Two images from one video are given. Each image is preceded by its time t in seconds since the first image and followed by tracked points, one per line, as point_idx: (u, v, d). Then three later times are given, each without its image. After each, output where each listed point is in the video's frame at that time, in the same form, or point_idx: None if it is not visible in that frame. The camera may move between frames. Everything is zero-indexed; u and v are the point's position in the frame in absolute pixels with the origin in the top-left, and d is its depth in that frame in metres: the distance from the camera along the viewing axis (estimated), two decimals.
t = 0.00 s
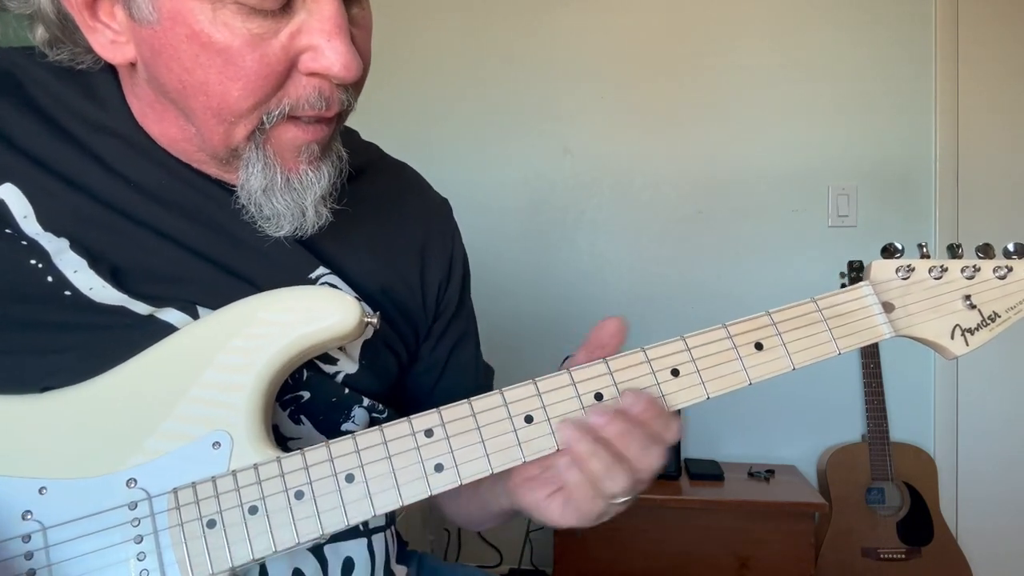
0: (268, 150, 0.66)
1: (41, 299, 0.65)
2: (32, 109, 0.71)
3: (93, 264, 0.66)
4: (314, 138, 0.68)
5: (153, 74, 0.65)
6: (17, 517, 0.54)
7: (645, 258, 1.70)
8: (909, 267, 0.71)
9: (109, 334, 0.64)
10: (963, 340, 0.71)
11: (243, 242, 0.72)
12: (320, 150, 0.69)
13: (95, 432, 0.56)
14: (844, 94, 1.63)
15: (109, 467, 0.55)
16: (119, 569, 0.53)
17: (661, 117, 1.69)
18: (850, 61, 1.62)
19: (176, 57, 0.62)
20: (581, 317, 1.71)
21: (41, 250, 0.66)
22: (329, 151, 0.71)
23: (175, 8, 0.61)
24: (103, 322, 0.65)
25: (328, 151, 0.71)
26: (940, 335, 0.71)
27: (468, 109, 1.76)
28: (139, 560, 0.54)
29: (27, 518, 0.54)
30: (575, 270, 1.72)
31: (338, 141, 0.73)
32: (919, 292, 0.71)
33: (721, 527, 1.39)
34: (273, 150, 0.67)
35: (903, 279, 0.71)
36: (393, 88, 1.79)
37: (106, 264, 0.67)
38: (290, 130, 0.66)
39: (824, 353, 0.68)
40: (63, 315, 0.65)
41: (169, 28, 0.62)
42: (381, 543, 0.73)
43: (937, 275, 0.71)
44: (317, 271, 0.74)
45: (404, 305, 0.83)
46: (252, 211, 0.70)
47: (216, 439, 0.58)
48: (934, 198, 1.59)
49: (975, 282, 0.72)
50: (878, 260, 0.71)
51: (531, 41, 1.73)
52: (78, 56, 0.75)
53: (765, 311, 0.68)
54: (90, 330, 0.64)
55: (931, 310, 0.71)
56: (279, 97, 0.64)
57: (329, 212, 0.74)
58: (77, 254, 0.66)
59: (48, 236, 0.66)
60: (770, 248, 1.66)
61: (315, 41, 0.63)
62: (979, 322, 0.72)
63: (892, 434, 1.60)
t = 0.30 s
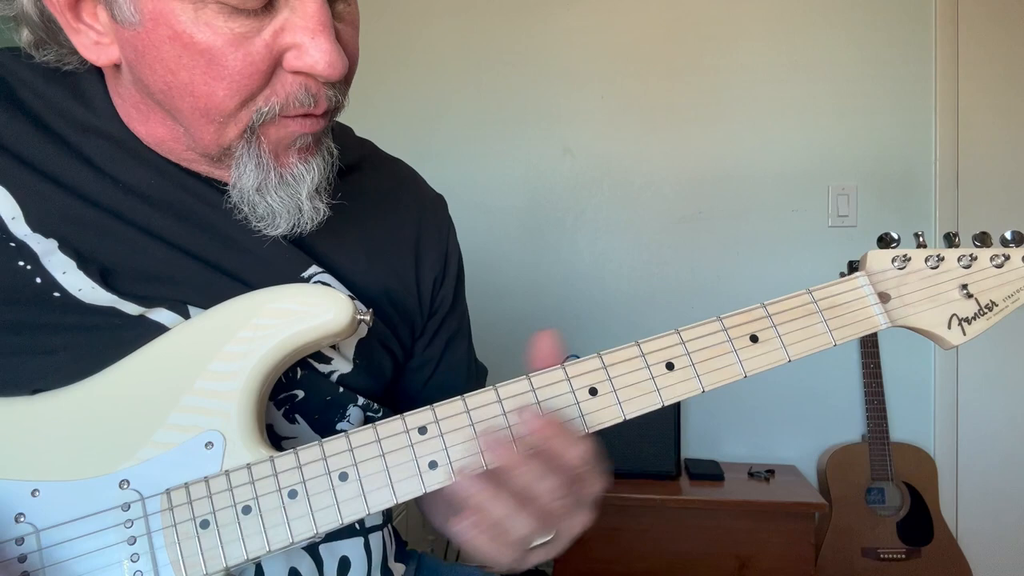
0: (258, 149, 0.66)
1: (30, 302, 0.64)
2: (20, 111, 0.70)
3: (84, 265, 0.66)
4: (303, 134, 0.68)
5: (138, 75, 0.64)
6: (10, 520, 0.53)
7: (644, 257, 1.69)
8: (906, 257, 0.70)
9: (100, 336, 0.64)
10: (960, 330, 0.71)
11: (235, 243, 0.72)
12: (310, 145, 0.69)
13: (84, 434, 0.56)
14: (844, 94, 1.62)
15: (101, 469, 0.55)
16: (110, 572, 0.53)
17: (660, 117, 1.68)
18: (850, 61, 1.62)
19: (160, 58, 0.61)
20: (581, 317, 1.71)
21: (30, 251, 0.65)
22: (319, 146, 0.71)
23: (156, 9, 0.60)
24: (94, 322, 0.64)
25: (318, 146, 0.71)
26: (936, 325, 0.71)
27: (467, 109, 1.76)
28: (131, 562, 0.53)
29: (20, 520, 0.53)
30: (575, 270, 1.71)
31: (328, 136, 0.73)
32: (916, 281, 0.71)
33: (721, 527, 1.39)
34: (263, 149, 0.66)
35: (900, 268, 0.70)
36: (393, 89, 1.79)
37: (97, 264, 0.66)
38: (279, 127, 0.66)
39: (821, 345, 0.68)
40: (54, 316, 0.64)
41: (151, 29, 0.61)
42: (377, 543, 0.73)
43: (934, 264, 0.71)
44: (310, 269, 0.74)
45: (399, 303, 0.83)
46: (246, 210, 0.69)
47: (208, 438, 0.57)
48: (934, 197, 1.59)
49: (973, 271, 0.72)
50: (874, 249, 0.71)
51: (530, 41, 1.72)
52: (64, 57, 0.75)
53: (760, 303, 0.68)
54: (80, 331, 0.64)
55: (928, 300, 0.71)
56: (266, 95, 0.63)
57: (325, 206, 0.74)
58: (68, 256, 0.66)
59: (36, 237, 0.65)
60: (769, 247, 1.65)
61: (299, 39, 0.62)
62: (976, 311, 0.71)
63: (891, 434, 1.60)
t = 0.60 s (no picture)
0: (252, 154, 0.66)
1: (28, 302, 0.64)
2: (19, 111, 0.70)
3: (81, 265, 0.66)
4: (297, 141, 0.67)
5: (135, 78, 0.64)
6: (9, 521, 0.53)
7: (645, 258, 1.69)
8: (904, 254, 0.70)
9: (98, 336, 0.64)
10: (959, 327, 0.71)
11: (234, 242, 0.72)
12: (305, 152, 0.69)
13: (82, 434, 0.56)
14: (844, 94, 1.62)
15: (100, 469, 0.55)
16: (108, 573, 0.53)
17: (660, 117, 1.68)
18: (850, 61, 1.62)
19: (156, 61, 0.62)
20: (581, 317, 1.71)
21: (28, 252, 0.65)
22: (314, 152, 0.71)
23: (154, 12, 0.60)
24: (92, 322, 0.64)
25: (314, 152, 0.71)
26: (935, 322, 0.71)
27: (467, 109, 1.76)
28: (130, 562, 0.53)
29: (20, 521, 0.53)
30: (575, 270, 1.71)
31: (324, 142, 0.73)
32: (915, 278, 0.71)
33: (721, 527, 1.39)
34: (257, 154, 0.66)
35: (897, 265, 0.70)
36: (392, 89, 1.79)
37: (95, 264, 0.66)
38: (274, 133, 0.66)
39: (820, 342, 0.67)
40: (52, 316, 0.64)
41: (148, 31, 0.61)
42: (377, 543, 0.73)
43: (931, 261, 0.71)
44: (309, 271, 0.73)
45: (396, 304, 0.83)
46: (237, 216, 0.69)
47: (207, 438, 0.57)
48: (934, 197, 1.59)
49: (971, 268, 0.72)
50: (872, 246, 0.71)
51: (530, 41, 1.72)
52: (62, 57, 0.75)
53: (758, 301, 0.68)
54: (79, 331, 0.64)
55: (927, 297, 0.71)
56: (262, 100, 0.63)
57: (313, 213, 0.73)
58: (65, 256, 0.66)
59: (34, 238, 0.66)
60: (770, 247, 1.65)
61: (297, 44, 0.62)
62: (975, 308, 0.71)
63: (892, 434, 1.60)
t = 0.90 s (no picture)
0: (244, 148, 0.66)
1: (23, 302, 0.64)
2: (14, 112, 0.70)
3: (76, 265, 0.66)
4: (289, 135, 0.67)
5: (124, 75, 0.64)
6: (5, 521, 0.53)
7: (645, 257, 1.69)
8: (897, 247, 0.70)
9: (93, 336, 0.64)
10: (952, 318, 0.71)
11: (230, 241, 0.71)
12: (298, 147, 0.68)
13: (74, 435, 0.56)
14: (843, 94, 1.62)
15: (95, 469, 0.55)
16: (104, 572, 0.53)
17: (659, 117, 1.68)
18: (850, 61, 1.62)
19: (145, 58, 0.62)
20: (581, 317, 1.71)
21: (20, 252, 0.65)
22: (307, 147, 0.70)
23: (141, 8, 0.60)
24: (87, 322, 0.64)
25: (307, 148, 0.70)
26: (929, 314, 0.71)
27: (467, 109, 1.76)
28: (127, 562, 0.53)
29: (15, 522, 0.53)
30: (574, 269, 1.71)
31: (317, 138, 0.73)
32: (907, 271, 0.70)
33: (721, 527, 1.38)
34: (249, 149, 0.66)
35: (890, 258, 0.70)
36: (392, 89, 1.79)
37: (90, 263, 0.66)
38: (265, 128, 0.65)
39: (814, 336, 0.67)
40: (48, 315, 0.64)
41: (135, 28, 0.61)
42: (375, 541, 0.73)
43: (924, 253, 0.70)
44: (302, 271, 0.73)
45: (394, 300, 0.83)
46: (235, 211, 0.69)
47: (202, 437, 0.57)
48: (934, 196, 1.59)
49: (964, 259, 0.72)
50: (864, 240, 0.70)
51: (529, 41, 1.72)
52: (55, 57, 0.75)
53: (751, 295, 0.68)
54: (73, 330, 0.64)
55: (920, 289, 0.70)
56: (252, 96, 0.63)
57: (313, 208, 0.73)
58: (58, 255, 0.65)
59: (26, 237, 0.65)
60: (769, 247, 1.65)
61: (284, 39, 0.62)
62: (968, 300, 0.71)
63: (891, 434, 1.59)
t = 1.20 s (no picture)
0: (236, 155, 0.65)
1: (23, 300, 0.64)
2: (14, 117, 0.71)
3: (76, 264, 0.66)
4: (281, 140, 0.66)
5: (117, 80, 0.65)
6: (5, 522, 0.53)
7: (645, 257, 1.69)
8: (898, 254, 0.70)
9: (93, 334, 0.64)
10: (953, 326, 0.71)
11: (230, 243, 0.71)
12: (291, 153, 0.68)
13: (73, 435, 0.56)
14: (843, 94, 1.62)
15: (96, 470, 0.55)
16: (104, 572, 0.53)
17: (659, 117, 1.68)
18: (850, 61, 1.62)
19: (137, 64, 0.62)
20: (581, 317, 1.71)
21: (19, 251, 0.65)
22: (301, 153, 0.70)
23: (131, 14, 0.60)
24: (87, 321, 0.64)
25: (301, 153, 0.70)
26: (931, 320, 0.71)
27: (467, 109, 1.76)
28: (127, 563, 0.53)
29: (15, 522, 0.53)
30: (574, 270, 1.71)
31: (311, 143, 0.72)
32: (909, 277, 0.71)
33: (721, 527, 1.38)
34: (241, 154, 0.65)
35: (892, 265, 0.70)
36: (392, 90, 1.79)
37: (90, 264, 0.67)
38: (257, 133, 0.65)
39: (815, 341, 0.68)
40: (47, 313, 0.64)
41: (126, 34, 0.61)
42: (377, 542, 0.73)
43: (926, 260, 0.71)
44: (302, 269, 0.73)
45: (398, 293, 0.83)
46: (228, 216, 0.68)
47: (203, 439, 0.57)
48: (935, 196, 1.59)
49: (965, 267, 0.72)
50: (867, 246, 0.71)
51: (529, 41, 1.72)
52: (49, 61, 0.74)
53: (753, 302, 0.68)
54: (73, 329, 0.64)
55: (922, 296, 0.71)
56: (244, 101, 0.63)
57: (307, 213, 0.73)
58: (57, 255, 0.66)
59: (25, 237, 0.66)
60: (769, 247, 1.65)
61: (276, 43, 0.61)
62: (969, 308, 0.72)
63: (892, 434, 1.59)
